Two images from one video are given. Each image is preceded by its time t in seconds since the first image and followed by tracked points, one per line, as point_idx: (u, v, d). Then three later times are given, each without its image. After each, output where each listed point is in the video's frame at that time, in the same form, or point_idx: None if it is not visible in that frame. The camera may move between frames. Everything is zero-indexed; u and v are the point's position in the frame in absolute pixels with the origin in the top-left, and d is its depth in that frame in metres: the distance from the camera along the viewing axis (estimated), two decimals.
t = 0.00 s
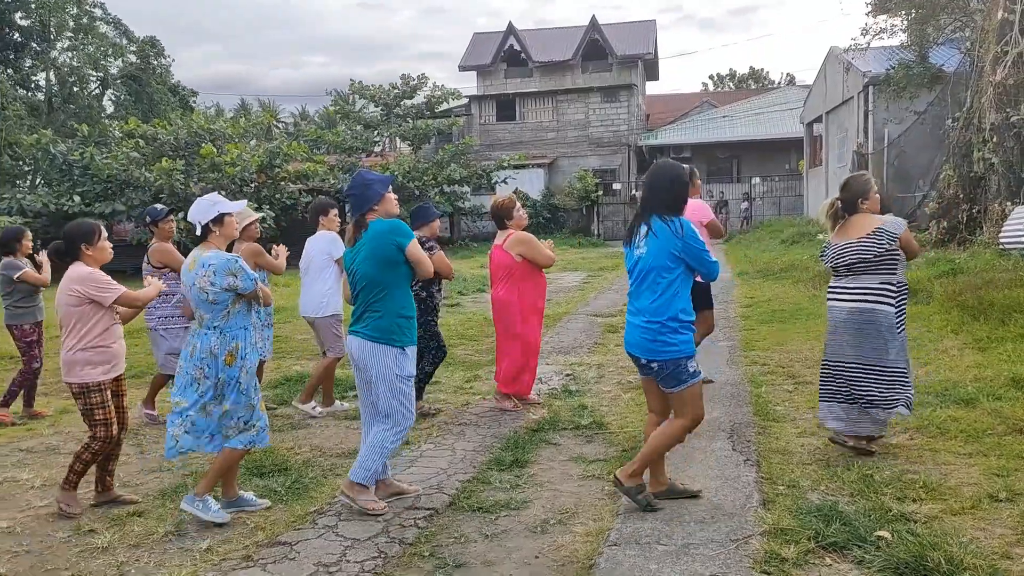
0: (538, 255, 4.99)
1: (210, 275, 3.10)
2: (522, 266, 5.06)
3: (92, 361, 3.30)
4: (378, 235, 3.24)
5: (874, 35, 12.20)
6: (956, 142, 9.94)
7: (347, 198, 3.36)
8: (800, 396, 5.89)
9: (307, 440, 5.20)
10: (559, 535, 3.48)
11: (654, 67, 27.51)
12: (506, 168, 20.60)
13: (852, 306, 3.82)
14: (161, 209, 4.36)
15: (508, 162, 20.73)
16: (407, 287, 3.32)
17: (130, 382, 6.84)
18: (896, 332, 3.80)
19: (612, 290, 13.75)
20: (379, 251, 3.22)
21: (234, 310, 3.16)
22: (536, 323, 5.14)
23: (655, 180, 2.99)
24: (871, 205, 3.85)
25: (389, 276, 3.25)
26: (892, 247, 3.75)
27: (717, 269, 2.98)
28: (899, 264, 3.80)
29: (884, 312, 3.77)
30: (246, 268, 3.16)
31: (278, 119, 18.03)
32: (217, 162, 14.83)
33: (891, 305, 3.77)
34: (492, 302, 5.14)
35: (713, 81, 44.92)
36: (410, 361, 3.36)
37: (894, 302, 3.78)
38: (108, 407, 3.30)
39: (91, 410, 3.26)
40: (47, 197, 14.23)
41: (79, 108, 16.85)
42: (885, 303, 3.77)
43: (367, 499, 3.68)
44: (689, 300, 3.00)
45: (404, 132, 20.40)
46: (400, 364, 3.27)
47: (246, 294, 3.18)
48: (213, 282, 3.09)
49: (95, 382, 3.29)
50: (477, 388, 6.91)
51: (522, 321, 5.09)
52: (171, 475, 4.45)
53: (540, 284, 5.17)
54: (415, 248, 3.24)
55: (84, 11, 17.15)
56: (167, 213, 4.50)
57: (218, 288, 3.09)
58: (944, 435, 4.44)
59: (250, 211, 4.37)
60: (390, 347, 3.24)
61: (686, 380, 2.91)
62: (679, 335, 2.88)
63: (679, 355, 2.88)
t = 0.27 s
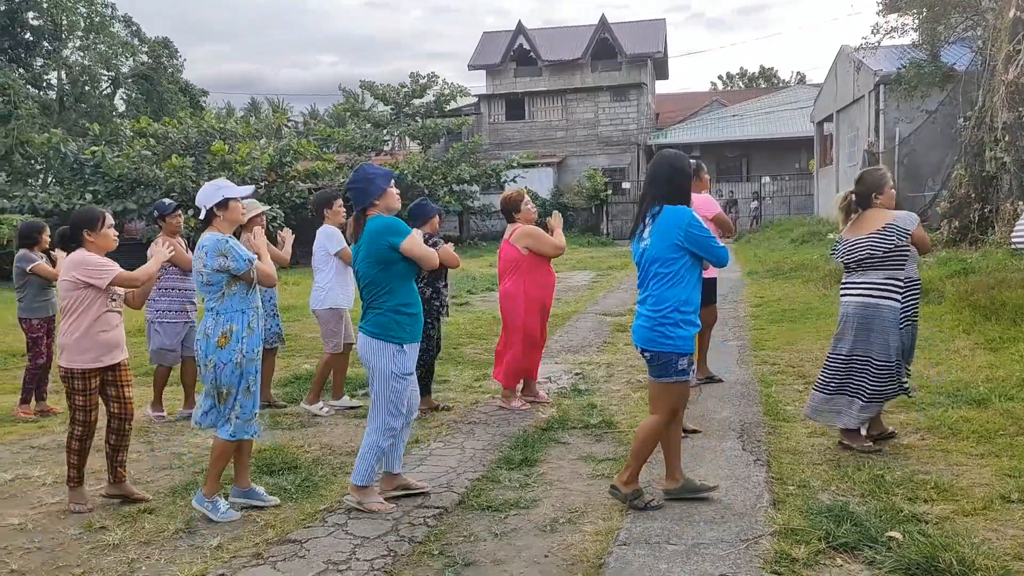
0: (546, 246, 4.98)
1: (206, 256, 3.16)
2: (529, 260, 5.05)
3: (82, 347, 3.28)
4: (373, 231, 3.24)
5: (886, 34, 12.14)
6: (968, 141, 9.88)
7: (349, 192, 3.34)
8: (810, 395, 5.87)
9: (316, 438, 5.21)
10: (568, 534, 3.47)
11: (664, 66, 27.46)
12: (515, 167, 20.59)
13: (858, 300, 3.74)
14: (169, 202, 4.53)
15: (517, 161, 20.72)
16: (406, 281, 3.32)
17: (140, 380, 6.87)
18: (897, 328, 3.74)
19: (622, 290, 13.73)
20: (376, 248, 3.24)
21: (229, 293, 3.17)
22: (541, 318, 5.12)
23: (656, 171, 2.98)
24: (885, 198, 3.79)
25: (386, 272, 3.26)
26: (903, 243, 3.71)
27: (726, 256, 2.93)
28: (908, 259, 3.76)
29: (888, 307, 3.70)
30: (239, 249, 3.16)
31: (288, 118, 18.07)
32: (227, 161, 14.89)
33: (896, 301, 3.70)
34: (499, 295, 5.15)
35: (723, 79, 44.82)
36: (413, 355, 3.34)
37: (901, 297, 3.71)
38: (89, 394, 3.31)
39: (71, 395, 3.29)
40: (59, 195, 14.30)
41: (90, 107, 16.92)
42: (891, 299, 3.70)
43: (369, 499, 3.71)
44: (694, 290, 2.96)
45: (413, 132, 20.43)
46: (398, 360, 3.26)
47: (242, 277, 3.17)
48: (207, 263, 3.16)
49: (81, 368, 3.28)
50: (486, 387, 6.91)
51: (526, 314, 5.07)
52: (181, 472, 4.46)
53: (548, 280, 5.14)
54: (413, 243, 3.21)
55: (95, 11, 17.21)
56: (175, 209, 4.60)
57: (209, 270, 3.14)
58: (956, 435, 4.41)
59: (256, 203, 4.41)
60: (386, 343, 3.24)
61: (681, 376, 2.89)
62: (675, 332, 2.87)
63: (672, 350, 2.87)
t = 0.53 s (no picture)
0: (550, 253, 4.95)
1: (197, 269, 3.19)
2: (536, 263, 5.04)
3: (83, 358, 3.29)
4: (369, 241, 3.25)
5: (897, 32, 12.09)
6: (981, 140, 9.82)
7: (359, 197, 3.30)
8: (821, 395, 5.86)
9: (327, 436, 5.23)
10: (578, 533, 3.49)
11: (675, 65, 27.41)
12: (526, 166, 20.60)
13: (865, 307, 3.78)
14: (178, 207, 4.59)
15: (528, 160, 20.73)
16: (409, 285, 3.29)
17: (153, 378, 6.93)
18: (907, 334, 3.73)
19: (632, 289, 13.72)
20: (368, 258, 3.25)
21: (216, 304, 3.15)
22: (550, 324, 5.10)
23: (673, 177, 2.93)
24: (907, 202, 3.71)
25: (378, 282, 3.29)
26: (909, 259, 3.66)
27: (741, 265, 2.85)
28: (917, 269, 3.70)
29: (895, 313, 3.71)
30: (215, 261, 3.11)
31: (299, 117, 18.13)
32: (240, 160, 14.97)
33: (901, 307, 3.70)
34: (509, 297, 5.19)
35: (734, 77, 44.75)
36: (421, 357, 3.34)
37: (907, 304, 3.70)
38: (97, 403, 3.29)
39: (78, 404, 3.26)
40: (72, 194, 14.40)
41: (103, 107, 17.00)
42: (897, 307, 3.70)
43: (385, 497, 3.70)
44: (709, 296, 2.91)
45: (423, 131, 20.47)
46: (398, 364, 3.27)
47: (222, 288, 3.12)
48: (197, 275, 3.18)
49: (85, 379, 3.28)
50: (496, 386, 6.92)
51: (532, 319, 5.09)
52: (193, 471, 4.49)
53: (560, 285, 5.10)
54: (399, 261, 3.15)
55: (107, 11, 17.31)
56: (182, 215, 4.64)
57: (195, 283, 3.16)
58: (969, 435, 4.40)
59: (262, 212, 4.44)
60: (382, 349, 3.28)
61: (693, 388, 2.87)
62: (683, 344, 2.86)
63: (680, 360, 2.86)
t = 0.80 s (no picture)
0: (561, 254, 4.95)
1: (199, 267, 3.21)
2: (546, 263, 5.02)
3: (81, 353, 3.31)
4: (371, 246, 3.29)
5: (912, 29, 12.01)
6: (997, 137, 9.76)
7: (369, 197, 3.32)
8: (836, 394, 5.85)
9: (341, 434, 5.26)
10: (592, 530, 3.50)
11: (688, 62, 27.34)
12: (538, 164, 20.60)
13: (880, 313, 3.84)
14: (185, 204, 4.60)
15: (540, 158, 20.73)
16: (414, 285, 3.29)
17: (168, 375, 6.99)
18: (913, 343, 3.71)
19: (645, 287, 13.71)
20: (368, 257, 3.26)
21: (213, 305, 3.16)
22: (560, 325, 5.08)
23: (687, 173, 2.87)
24: (927, 207, 3.62)
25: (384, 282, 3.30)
26: (909, 266, 3.64)
27: (711, 277, 2.75)
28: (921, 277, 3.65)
29: (902, 320, 3.72)
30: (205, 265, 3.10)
31: (313, 116, 18.20)
32: (253, 159, 15.05)
33: (906, 315, 3.70)
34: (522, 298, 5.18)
35: (747, 73, 44.57)
36: (426, 356, 3.32)
37: (911, 311, 3.68)
38: (98, 401, 3.31)
39: (78, 402, 3.28)
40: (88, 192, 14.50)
41: (118, 105, 17.11)
42: (903, 312, 3.71)
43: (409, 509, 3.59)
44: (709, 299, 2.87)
45: (436, 129, 20.50)
46: (399, 362, 3.27)
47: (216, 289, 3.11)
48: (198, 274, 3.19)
49: (83, 375, 3.30)
50: (509, 384, 6.94)
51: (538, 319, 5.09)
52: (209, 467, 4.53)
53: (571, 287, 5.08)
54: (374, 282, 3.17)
55: (122, 10, 17.41)
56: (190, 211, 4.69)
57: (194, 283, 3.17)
58: (984, 435, 4.38)
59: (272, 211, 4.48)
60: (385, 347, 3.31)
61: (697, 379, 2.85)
62: (688, 334, 2.86)
63: (686, 353, 2.86)
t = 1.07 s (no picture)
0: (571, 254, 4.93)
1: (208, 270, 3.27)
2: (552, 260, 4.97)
3: (81, 357, 3.36)
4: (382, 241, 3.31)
5: (929, 26, 11.94)
6: (1015, 134, 9.69)
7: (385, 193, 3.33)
8: (852, 392, 5.83)
9: (356, 431, 5.29)
10: (607, 528, 3.51)
11: (702, 60, 27.26)
12: (552, 163, 20.59)
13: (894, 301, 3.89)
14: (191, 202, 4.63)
15: (554, 157, 20.73)
16: (422, 284, 3.32)
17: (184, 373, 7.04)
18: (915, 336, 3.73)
19: (659, 285, 13.70)
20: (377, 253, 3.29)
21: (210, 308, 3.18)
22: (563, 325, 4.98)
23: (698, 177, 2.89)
24: (953, 200, 3.58)
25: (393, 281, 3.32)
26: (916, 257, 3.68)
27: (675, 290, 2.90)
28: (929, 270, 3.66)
29: (905, 310, 3.79)
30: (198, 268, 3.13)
31: (327, 115, 18.27)
32: (268, 158, 15.13)
33: (912, 306, 3.73)
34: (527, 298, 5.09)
35: (762, 70, 44.40)
36: (433, 357, 3.32)
37: (917, 303, 3.70)
38: (98, 402, 3.36)
39: (79, 404, 3.34)
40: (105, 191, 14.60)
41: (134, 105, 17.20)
42: (908, 302, 3.76)
43: (425, 507, 3.61)
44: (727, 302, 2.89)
45: (450, 127, 20.52)
46: (406, 362, 3.29)
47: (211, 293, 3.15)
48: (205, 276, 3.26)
49: (82, 378, 3.35)
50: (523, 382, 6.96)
51: (537, 315, 4.99)
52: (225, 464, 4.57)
53: (578, 286, 4.98)
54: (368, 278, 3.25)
55: (138, 10, 17.52)
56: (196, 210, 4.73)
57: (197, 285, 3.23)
58: (1001, 433, 4.36)
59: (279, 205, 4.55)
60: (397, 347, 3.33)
61: (701, 380, 2.84)
62: (698, 332, 2.85)
63: (695, 352, 2.84)
